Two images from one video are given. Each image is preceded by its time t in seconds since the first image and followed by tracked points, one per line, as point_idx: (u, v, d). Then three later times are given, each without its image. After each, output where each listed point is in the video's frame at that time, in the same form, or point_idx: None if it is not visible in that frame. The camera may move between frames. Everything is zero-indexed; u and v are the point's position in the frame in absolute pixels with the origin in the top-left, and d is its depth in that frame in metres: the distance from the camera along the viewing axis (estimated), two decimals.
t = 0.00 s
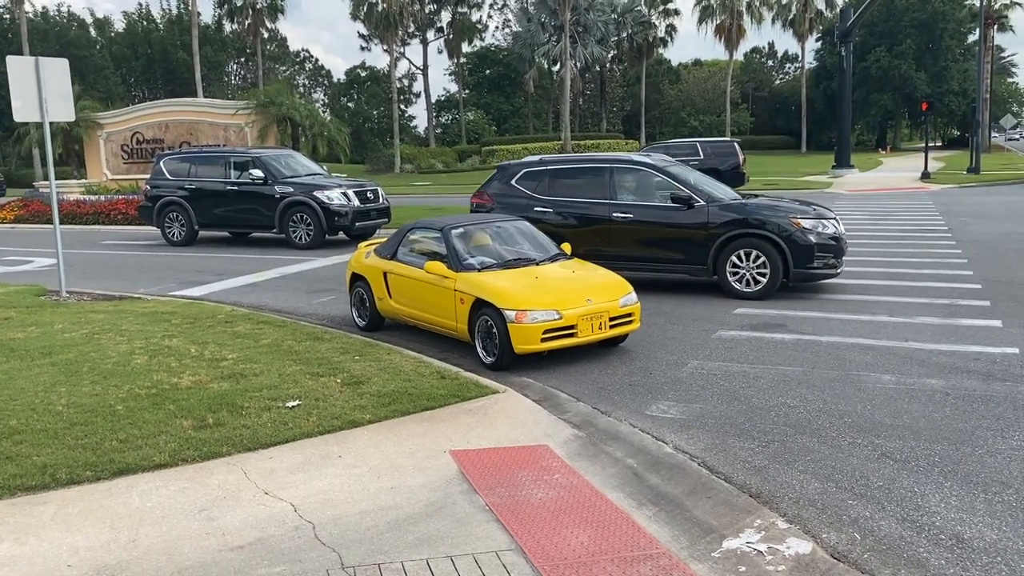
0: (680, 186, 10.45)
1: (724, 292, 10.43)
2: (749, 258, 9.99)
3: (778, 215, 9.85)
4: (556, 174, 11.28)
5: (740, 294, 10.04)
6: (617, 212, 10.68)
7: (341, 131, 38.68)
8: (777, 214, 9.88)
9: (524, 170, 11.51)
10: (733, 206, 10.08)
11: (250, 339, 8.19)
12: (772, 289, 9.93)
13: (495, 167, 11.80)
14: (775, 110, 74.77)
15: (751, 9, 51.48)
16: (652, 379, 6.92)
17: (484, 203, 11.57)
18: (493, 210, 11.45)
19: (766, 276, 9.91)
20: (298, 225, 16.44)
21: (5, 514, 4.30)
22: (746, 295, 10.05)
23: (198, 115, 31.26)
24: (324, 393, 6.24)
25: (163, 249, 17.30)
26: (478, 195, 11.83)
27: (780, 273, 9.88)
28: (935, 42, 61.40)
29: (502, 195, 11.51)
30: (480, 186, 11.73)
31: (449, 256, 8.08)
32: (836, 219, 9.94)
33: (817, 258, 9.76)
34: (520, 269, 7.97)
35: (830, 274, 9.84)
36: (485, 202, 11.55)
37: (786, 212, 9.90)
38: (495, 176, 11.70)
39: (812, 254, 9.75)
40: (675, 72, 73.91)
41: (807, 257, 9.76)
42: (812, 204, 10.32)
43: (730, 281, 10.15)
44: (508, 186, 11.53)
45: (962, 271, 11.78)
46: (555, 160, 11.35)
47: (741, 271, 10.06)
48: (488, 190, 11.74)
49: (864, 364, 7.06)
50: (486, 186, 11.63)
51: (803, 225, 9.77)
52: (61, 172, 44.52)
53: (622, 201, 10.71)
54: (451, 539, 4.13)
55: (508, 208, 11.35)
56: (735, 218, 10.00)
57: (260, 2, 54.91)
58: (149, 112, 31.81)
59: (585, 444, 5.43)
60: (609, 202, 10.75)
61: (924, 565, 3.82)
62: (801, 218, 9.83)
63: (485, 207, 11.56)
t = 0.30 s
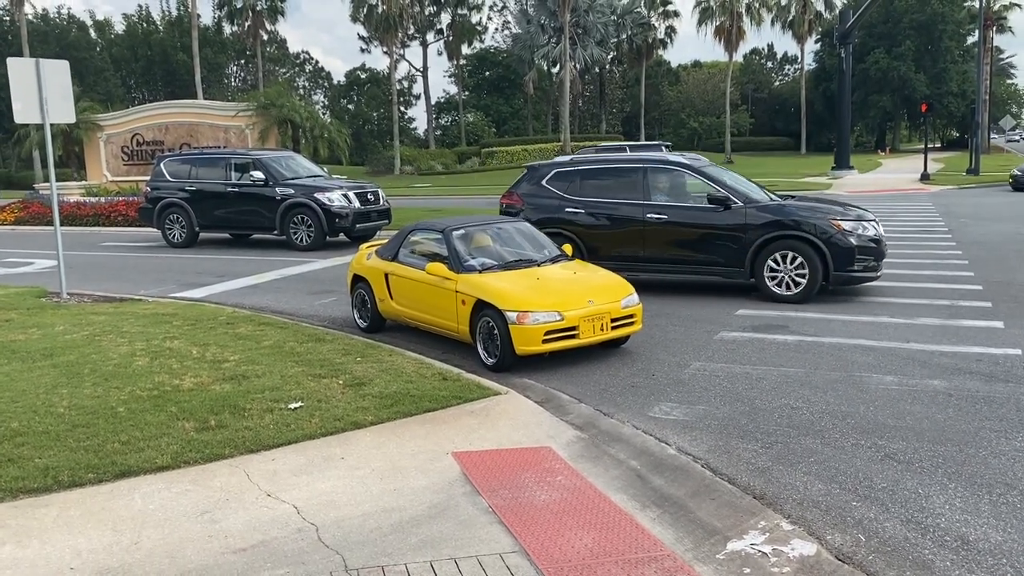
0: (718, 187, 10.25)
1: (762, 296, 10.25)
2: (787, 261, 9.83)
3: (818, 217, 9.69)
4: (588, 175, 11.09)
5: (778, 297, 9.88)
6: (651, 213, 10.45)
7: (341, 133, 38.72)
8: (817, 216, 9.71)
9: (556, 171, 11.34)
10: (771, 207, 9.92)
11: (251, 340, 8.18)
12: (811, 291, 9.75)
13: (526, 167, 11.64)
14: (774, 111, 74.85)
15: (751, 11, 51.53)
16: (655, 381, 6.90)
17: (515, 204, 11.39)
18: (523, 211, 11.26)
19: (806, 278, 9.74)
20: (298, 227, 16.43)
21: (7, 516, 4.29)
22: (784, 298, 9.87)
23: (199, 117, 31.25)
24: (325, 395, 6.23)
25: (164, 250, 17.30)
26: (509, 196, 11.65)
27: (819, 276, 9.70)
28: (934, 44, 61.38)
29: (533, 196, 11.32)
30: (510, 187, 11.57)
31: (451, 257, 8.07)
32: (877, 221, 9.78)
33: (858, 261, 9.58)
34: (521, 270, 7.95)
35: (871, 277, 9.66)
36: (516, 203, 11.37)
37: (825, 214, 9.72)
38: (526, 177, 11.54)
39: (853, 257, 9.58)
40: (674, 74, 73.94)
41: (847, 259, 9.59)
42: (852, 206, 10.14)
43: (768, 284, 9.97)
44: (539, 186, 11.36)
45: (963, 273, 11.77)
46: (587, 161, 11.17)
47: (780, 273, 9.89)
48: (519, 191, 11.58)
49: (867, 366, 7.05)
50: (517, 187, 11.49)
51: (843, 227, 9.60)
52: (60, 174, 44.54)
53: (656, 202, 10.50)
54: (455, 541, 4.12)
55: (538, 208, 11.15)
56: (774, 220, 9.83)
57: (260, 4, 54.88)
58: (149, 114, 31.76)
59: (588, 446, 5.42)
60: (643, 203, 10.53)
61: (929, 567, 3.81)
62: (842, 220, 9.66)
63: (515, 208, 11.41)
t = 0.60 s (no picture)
0: (747, 191, 10.04)
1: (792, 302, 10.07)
2: (817, 266, 9.65)
3: (849, 221, 9.54)
4: (613, 178, 10.88)
5: (808, 302, 9.69)
6: (678, 217, 10.27)
7: (341, 135, 38.73)
8: (848, 219, 9.56)
9: (579, 173, 11.13)
10: (801, 210, 9.75)
11: (249, 343, 8.17)
12: (841, 297, 9.58)
13: (548, 170, 11.43)
14: (774, 113, 74.87)
15: (751, 13, 51.52)
16: (654, 384, 6.88)
17: (538, 207, 11.18)
18: (547, 214, 11.06)
19: (836, 283, 9.56)
20: (298, 229, 16.41)
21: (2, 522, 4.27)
22: (813, 303, 9.69)
23: (199, 119, 31.23)
24: (323, 399, 6.21)
25: (164, 253, 17.29)
26: (532, 198, 11.44)
27: (851, 281, 9.54)
28: (934, 46, 61.37)
29: (557, 199, 11.11)
30: (533, 189, 11.37)
31: (448, 261, 8.06)
32: (908, 225, 9.64)
33: (889, 266, 9.43)
34: (520, 273, 7.94)
35: (903, 282, 9.52)
36: (540, 206, 11.18)
37: (856, 218, 9.57)
38: (549, 179, 11.34)
39: (885, 261, 9.43)
40: (674, 76, 73.93)
41: (879, 264, 9.43)
42: (880, 209, 10.00)
43: (798, 289, 9.79)
44: (563, 189, 11.15)
45: (963, 275, 11.75)
46: (611, 163, 10.95)
47: (809, 278, 9.71)
48: (542, 194, 11.38)
49: (866, 369, 7.04)
50: (540, 189, 11.29)
51: (875, 230, 9.46)
52: (60, 176, 44.54)
53: (683, 205, 10.30)
54: (451, 547, 4.10)
55: (561, 212, 10.94)
56: (804, 223, 9.67)
57: (260, 6, 54.84)
58: (150, 116, 31.77)
59: (586, 450, 5.41)
60: (670, 207, 10.33)
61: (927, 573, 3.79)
62: (873, 223, 9.52)
63: (540, 211, 11.22)
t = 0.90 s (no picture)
0: (772, 192, 9.90)
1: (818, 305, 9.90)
2: (845, 269, 9.47)
3: (877, 223, 9.35)
4: (635, 179, 10.74)
5: (833, 306, 9.53)
6: (702, 218, 10.13)
7: (342, 137, 38.72)
8: (876, 221, 9.38)
9: (602, 174, 10.96)
10: (828, 212, 9.60)
11: (250, 345, 8.15)
12: (868, 301, 9.40)
13: (569, 171, 11.26)
14: (777, 115, 74.75)
15: (753, 14, 51.53)
16: (655, 386, 6.87)
17: (560, 208, 11.01)
18: (569, 216, 10.89)
19: (863, 286, 9.39)
20: (299, 230, 16.41)
21: (2, 524, 4.27)
22: (839, 307, 9.52)
23: (201, 120, 31.26)
24: (324, 401, 6.20)
25: (165, 254, 17.30)
26: (553, 200, 11.26)
27: (878, 285, 9.36)
28: (936, 47, 61.29)
29: (578, 201, 10.95)
30: (554, 191, 11.19)
31: (450, 262, 8.05)
32: (937, 228, 9.45)
33: (919, 269, 9.24)
34: (520, 275, 7.93)
35: (932, 285, 9.32)
36: (561, 207, 11.02)
37: (884, 221, 9.40)
38: (571, 181, 11.16)
39: (914, 265, 9.24)
40: (677, 77, 73.87)
41: (908, 267, 9.25)
42: (909, 212, 9.81)
43: (824, 292, 9.63)
44: (584, 190, 10.99)
45: (965, 277, 11.72)
46: (634, 164, 10.79)
47: (836, 281, 9.54)
48: (563, 196, 11.21)
49: (868, 371, 7.02)
50: (561, 191, 11.13)
51: (904, 233, 9.27)
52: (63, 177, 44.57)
53: (707, 207, 10.17)
54: (452, 549, 4.09)
55: (583, 214, 10.78)
56: (831, 226, 9.50)
57: (262, 8, 54.90)
58: (153, 117, 31.84)
59: (586, 452, 5.40)
60: (694, 208, 10.19)
61: None
62: (902, 226, 9.33)
63: (561, 213, 11.05)
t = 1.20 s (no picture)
0: (795, 193, 9.77)
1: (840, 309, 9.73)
2: (866, 271, 9.30)
3: (902, 224, 9.18)
4: (655, 180, 10.63)
5: (856, 309, 9.35)
6: (723, 219, 10.00)
7: (346, 138, 38.78)
8: (901, 223, 9.20)
9: (621, 174, 10.87)
10: (851, 213, 9.43)
11: (255, 346, 8.16)
12: (892, 304, 9.23)
13: (589, 172, 11.18)
14: (782, 116, 74.64)
15: (758, 16, 51.57)
16: (658, 387, 6.86)
17: (579, 209, 10.93)
18: (588, 217, 10.81)
19: (886, 289, 9.20)
20: (304, 231, 16.43)
21: (6, 523, 4.28)
22: (861, 310, 9.35)
23: (205, 121, 31.38)
24: (327, 401, 6.21)
25: (170, 255, 17.31)
26: (572, 201, 11.18)
27: (901, 287, 9.17)
28: (942, 48, 61.11)
29: (598, 202, 10.86)
30: (573, 192, 11.11)
31: (453, 263, 8.05)
32: (963, 229, 9.26)
33: (944, 272, 9.06)
34: (523, 276, 7.92)
35: (957, 288, 9.13)
36: (581, 208, 10.94)
37: (909, 222, 9.22)
38: (590, 181, 11.08)
39: (939, 267, 9.06)
40: (681, 78, 73.86)
41: (932, 270, 9.07)
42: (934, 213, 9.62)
43: (846, 295, 9.46)
44: (604, 192, 10.90)
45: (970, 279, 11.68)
46: (655, 165, 10.68)
47: (858, 284, 9.37)
48: (582, 197, 11.12)
49: (872, 373, 7.01)
50: (581, 191, 11.04)
51: (929, 235, 9.08)
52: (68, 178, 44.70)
53: (728, 207, 10.05)
54: (455, 550, 4.09)
55: (603, 215, 10.70)
56: (855, 227, 9.33)
57: (267, 9, 55.04)
58: (158, 118, 31.96)
59: (590, 453, 5.40)
60: (715, 209, 10.07)
61: None
62: (926, 227, 9.15)
63: (580, 213, 10.95)
